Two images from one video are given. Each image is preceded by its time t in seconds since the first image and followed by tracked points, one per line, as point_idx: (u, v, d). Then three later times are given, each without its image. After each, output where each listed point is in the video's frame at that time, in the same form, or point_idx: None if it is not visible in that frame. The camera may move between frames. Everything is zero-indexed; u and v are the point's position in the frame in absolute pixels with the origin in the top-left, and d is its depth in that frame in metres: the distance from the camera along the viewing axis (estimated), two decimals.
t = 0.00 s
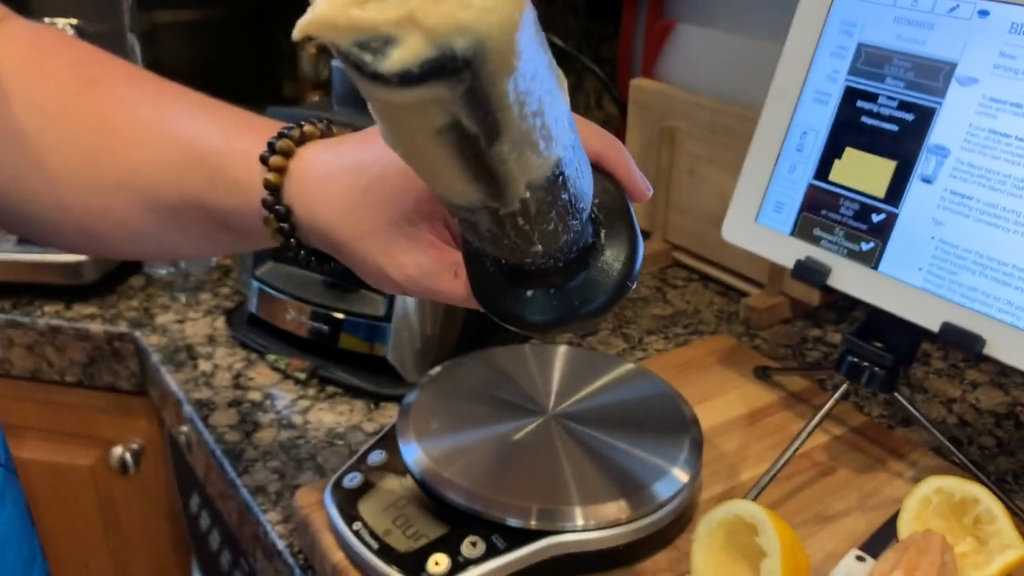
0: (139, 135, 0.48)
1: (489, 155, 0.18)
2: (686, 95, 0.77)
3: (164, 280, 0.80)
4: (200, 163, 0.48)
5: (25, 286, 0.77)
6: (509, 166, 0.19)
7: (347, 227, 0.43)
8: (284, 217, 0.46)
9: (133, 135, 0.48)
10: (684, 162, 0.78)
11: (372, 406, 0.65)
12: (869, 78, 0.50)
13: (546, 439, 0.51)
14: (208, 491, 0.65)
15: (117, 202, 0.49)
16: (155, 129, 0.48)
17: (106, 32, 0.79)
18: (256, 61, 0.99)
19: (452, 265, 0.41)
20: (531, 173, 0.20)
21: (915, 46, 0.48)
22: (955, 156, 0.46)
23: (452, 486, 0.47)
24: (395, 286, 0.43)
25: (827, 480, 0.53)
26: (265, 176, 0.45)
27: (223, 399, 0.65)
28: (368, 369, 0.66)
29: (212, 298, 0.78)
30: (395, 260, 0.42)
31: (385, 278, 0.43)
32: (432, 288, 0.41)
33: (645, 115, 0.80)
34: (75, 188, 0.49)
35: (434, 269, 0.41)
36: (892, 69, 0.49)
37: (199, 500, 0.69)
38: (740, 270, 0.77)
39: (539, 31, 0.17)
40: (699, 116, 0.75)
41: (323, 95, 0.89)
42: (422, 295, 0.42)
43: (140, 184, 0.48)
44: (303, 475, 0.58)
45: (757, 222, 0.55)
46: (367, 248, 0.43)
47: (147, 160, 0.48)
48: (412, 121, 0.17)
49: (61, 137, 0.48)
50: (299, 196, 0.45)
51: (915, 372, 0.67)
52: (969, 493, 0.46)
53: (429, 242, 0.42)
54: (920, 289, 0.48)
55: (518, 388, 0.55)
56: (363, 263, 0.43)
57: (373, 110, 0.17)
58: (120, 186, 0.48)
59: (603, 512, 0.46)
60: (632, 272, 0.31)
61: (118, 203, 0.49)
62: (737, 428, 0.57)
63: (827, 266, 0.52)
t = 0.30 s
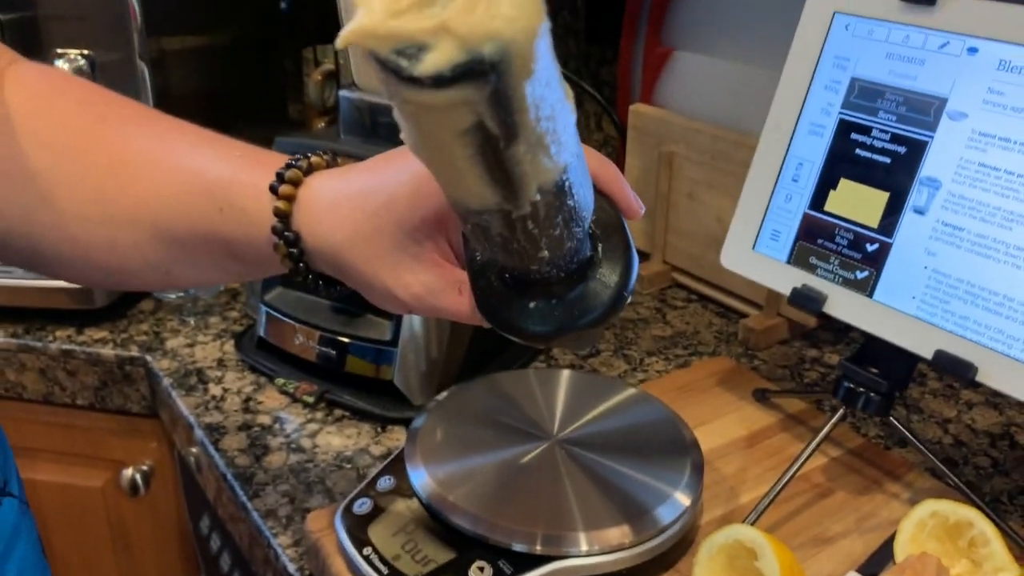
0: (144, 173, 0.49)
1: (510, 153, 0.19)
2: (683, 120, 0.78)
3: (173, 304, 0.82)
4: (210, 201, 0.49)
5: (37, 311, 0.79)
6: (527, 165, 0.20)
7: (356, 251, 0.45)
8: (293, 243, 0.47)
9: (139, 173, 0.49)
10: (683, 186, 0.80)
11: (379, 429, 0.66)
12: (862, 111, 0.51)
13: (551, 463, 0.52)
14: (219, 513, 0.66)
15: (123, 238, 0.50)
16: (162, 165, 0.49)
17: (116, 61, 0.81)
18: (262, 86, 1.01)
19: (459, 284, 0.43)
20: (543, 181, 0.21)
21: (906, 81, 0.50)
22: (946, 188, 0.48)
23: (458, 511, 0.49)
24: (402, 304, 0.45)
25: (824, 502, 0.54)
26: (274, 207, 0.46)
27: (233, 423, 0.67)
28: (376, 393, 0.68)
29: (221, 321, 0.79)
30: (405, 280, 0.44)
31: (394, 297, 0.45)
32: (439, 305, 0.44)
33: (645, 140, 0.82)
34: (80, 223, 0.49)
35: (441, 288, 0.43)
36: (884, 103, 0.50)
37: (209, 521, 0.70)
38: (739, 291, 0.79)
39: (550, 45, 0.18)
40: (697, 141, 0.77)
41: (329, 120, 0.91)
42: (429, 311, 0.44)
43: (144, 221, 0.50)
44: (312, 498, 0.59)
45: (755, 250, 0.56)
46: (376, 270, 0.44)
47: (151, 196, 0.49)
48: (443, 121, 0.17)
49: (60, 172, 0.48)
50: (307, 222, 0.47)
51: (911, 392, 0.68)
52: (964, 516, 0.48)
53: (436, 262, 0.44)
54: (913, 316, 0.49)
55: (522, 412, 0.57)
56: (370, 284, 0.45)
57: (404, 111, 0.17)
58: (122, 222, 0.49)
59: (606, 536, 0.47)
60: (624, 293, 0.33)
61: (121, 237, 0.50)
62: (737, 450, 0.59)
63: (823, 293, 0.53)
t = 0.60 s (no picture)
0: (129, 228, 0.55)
1: (482, 68, 0.21)
2: (678, 155, 0.80)
3: (179, 339, 0.83)
4: (189, 248, 0.54)
5: (45, 348, 0.80)
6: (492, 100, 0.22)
7: (317, 241, 0.49)
8: (261, 241, 0.51)
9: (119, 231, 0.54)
10: (678, 219, 0.81)
11: (382, 464, 0.67)
12: (851, 154, 0.53)
13: (550, 500, 0.53)
14: (224, 548, 0.67)
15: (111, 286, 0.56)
16: (137, 216, 0.55)
17: (124, 102, 0.83)
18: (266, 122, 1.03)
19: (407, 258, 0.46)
20: (511, 118, 0.23)
21: (893, 125, 0.51)
22: (933, 231, 0.49)
23: (459, 549, 0.50)
24: (354, 287, 0.48)
25: (820, 536, 0.55)
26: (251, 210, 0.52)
27: (238, 459, 0.68)
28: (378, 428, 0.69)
29: (226, 356, 0.81)
30: (364, 258, 0.47)
31: (347, 278, 0.48)
32: (388, 276, 0.46)
33: (641, 174, 0.84)
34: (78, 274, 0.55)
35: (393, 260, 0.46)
36: (871, 147, 0.52)
37: (215, 556, 0.71)
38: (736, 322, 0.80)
39: None
40: (692, 176, 0.79)
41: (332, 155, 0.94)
42: (377, 287, 0.46)
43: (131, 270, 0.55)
44: (316, 534, 0.60)
45: (748, 288, 0.58)
46: (333, 252, 0.48)
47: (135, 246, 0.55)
48: None
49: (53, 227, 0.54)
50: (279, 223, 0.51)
51: (906, 423, 0.69)
52: (956, 551, 0.49)
53: (387, 245, 0.48)
54: (903, 355, 0.50)
55: (521, 448, 0.58)
56: (331, 268, 0.48)
57: None
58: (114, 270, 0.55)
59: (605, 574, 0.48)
60: (565, 268, 0.27)
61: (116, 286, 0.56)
62: (733, 484, 0.60)
63: (815, 332, 0.54)
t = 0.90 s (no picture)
0: (57, 289, 0.61)
1: (363, 101, 0.38)
2: (681, 207, 0.83)
3: (196, 391, 0.85)
4: (113, 298, 0.62)
5: (67, 402, 0.83)
6: (369, 115, 0.38)
7: (229, 274, 0.58)
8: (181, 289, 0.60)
9: (48, 288, 0.61)
10: (680, 269, 0.84)
11: (395, 515, 0.69)
12: (843, 215, 0.55)
13: (559, 553, 0.55)
14: None
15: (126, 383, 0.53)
16: (56, 277, 0.62)
17: (144, 163, 0.86)
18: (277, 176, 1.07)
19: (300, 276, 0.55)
20: (383, 135, 0.39)
21: (883, 188, 0.53)
22: (922, 289, 0.51)
23: None
24: (264, 303, 0.57)
25: None
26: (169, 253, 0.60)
27: (256, 511, 0.70)
28: (391, 479, 0.71)
29: (242, 408, 0.83)
30: (271, 278, 0.56)
31: (257, 294, 0.57)
32: (287, 288, 0.55)
33: (643, 225, 0.86)
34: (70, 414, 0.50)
35: (289, 276, 0.55)
36: (863, 208, 0.54)
37: None
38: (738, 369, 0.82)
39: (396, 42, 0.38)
40: (693, 228, 0.81)
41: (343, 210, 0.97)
42: (281, 299, 0.55)
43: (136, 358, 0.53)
44: None
45: (748, 342, 0.60)
46: (242, 274, 0.57)
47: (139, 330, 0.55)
48: (335, 44, 0.36)
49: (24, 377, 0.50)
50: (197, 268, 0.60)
51: (907, 468, 0.71)
52: None
53: (285, 265, 0.58)
54: (897, 408, 0.52)
55: (531, 502, 0.60)
56: (246, 295, 0.57)
57: None
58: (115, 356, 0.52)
59: None
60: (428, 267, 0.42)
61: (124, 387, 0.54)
62: (738, 533, 0.61)
63: (813, 385, 0.56)
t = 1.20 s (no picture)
0: (134, 394, 0.79)
1: (381, 212, 0.52)
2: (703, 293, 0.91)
3: (256, 469, 0.93)
4: (167, 404, 0.79)
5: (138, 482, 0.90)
6: (391, 222, 0.53)
7: (265, 370, 0.76)
8: (221, 382, 0.77)
9: (111, 397, 0.78)
10: (703, 349, 0.91)
11: None
12: (846, 313, 0.62)
13: None
14: None
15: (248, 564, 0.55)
16: (117, 389, 0.79)
17: (209, 260, 0.95)
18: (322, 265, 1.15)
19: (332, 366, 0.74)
20: (399, 236, 0.54)
21: (881, 290, 0.60)
22: (918, 381, 0.58)
23: None
24: (299, 389, 0.75)
25: None
26: (211, 357, 0.78)
27: None
28: (439, 553, 0.77)
29: (298, 485, 0.90)
30: (303, 368, 0.74)
31: (292, 383, 0.75)
32: (319, 378, 0.73)
33: (666, 308, 0.94)
34: None
35: (318, 366, 0.74)
36: (863, 308, 0.61)
37: None
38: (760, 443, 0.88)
39: (403, 164, 0.52)
40: (713, 312, 0.88)
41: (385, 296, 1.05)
42: (313, 385, 0.74)
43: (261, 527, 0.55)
44: None
45: (766, 426, 0.66)
46: (279, 367, 0.75)
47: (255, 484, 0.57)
48: (361, 170, 0.51)
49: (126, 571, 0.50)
50: (234, 365, 0.78)
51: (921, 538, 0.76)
52: None
53: (314, 355, 0.75)
54: (900, 488, 0.59)
55: (572, 574, 0.66)
56: (280, 382, 0.75)
57: (341, 129, 0.50)
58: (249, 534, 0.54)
59: None
60: (436, 344, 0.57)
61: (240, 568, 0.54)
62: None
63: (825, 467, 0.63)
